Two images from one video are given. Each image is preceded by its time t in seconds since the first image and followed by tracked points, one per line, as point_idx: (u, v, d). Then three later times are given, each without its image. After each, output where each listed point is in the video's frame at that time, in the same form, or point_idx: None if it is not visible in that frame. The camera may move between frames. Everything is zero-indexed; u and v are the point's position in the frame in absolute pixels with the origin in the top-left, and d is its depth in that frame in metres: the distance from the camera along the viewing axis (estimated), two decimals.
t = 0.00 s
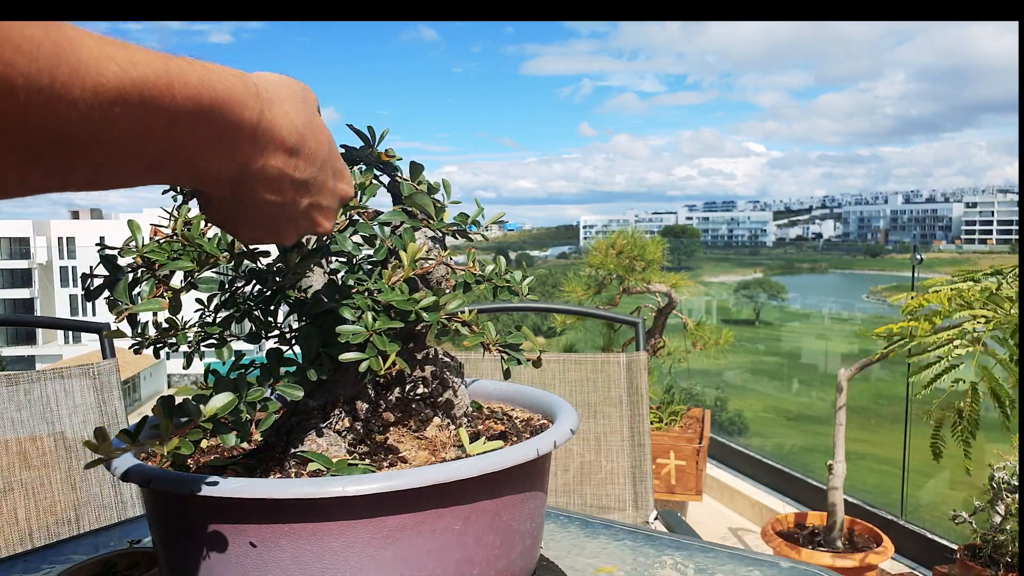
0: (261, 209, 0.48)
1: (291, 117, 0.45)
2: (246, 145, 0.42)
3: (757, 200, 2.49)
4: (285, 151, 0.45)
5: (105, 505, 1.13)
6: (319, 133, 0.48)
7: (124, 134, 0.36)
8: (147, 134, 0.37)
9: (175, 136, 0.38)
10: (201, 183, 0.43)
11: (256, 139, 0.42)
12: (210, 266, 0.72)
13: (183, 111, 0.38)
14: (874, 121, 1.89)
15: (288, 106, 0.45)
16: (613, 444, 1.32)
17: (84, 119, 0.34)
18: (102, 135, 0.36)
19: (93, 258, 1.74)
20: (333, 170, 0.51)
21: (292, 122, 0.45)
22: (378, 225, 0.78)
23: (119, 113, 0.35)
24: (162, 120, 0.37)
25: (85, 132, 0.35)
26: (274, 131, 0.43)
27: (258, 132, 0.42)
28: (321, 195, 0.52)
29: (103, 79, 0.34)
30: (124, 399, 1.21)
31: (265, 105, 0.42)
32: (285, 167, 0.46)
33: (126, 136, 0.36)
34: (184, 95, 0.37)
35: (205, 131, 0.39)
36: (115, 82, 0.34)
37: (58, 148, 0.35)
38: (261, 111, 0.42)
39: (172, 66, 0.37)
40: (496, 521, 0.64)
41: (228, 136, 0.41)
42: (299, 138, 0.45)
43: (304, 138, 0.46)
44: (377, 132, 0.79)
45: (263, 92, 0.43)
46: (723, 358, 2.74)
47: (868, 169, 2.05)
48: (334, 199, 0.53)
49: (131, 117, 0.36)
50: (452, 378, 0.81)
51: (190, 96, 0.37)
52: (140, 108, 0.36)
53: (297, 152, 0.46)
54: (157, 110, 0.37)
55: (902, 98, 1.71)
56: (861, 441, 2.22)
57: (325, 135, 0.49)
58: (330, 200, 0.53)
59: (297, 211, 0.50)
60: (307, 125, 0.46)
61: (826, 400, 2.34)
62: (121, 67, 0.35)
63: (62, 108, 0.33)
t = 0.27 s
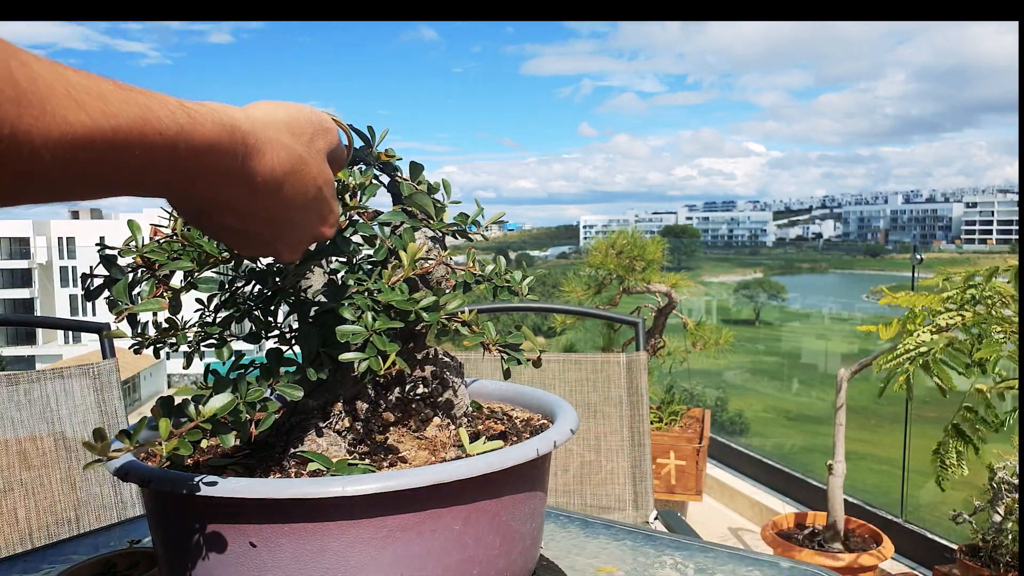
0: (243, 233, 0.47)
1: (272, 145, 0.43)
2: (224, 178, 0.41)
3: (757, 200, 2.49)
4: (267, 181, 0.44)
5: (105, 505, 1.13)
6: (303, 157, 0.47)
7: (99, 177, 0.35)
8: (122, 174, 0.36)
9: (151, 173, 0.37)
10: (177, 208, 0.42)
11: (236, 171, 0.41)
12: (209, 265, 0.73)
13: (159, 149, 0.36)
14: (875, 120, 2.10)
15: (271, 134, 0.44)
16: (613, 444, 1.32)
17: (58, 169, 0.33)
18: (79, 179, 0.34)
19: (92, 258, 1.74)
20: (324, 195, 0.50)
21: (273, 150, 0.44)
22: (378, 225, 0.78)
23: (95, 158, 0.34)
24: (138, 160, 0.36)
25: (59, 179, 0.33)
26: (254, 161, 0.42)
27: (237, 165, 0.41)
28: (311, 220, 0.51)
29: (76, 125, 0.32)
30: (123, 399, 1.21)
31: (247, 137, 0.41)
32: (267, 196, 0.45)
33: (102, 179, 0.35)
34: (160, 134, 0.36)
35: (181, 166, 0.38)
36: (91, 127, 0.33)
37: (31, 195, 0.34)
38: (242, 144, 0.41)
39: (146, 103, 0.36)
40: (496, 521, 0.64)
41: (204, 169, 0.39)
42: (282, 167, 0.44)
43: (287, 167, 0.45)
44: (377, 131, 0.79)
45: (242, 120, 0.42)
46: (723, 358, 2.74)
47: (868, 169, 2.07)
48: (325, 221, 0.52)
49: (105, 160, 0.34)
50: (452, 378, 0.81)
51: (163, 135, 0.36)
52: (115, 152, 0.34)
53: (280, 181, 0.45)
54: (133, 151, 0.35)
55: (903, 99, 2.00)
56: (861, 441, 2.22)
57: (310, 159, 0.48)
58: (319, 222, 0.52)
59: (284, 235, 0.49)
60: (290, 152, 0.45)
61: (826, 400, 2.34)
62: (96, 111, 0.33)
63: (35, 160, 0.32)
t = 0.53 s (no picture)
0: (239, 235, 0.48)
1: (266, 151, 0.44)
2: (217, 182, 0.42)
3: (757, 200, 2.48)
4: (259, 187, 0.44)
5: (105, 505, 1.13)
6: (302, 163, 0.47)
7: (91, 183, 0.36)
8: (114, 181, 0.37)
9: (142, 179, 0.38)
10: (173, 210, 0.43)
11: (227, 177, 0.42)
12: (209, 265, 0.73)
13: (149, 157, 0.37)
14: (875, 120, 2.11)
15: (267, 139, 0.44)
16: (612, 444, 1.32)
17: (56, 177, 0.34)
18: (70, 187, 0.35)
19: (92, 258, 1.74)
20: (325, 203, 0.51)
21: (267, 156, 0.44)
22: (378, 225, 0.78)
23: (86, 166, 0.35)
24: (129, 167, 0.37)
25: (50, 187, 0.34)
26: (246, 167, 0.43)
27: (229, 170, 0.42)
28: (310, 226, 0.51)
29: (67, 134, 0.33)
30: (123, 399, 1.21)
31: (239, 144, 0.42)
32: (264, 202, 0.46)
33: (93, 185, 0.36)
34: (149, 142, 0.37)
35: (173, 172, 0.39)
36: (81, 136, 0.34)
37: (30, 202, 0.35)
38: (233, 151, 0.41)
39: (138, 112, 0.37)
40: (496, 521, 0.64)
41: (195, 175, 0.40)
42: (276, 173, 0.45)
43: (282, 172, 0.45)
44: (377, 131, 0.79)
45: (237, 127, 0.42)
46: (723, 358, 2.74)
47: (868, 169, 2.08)
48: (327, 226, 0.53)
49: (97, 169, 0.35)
50: (452, 378, 0.81)
51: (158, 142, 0.37)
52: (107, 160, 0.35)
53: (274, 186, 0.45)
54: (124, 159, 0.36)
55: (904, 98, 2.00)
56: (861, 441, 2.22)
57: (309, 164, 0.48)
58: (321, 230, 0.53)
59: (282, 239, 0.50)
60: (286, 158, 0.46)
61: (826, 400, 2.34)
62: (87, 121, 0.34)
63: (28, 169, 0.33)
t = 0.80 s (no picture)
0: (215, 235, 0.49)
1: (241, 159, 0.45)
2: (186, 190, 0.42)
3: (757, 200, 2.47)
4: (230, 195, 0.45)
5: (105, 505, 1.13)
6: (278, 171, 0.48)
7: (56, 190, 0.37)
8: (80, 190, 0.38)
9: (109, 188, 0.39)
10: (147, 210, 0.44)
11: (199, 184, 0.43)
12: (210, 265, 0.73)
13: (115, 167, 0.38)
14: (875, 120, 2.11)
15: (243, 147, 0.45)
16: (612, 444, 1.32)
17: (20, 186, 0.35)
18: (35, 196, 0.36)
19: (92, 259, 1.74)
20: (301, 208, 0.52)
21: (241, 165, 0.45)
22: (378, 225, 0.78)
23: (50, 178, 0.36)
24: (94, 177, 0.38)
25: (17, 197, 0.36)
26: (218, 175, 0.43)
27: (199, 179, 0.43)
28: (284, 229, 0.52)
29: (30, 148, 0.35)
30: (123, 399, 1.21)
31: (210, 153, 0.42)
32: (237, 207, 0.47)
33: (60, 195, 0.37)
34: (115, 152, 0.38)
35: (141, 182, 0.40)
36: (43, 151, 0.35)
37: None
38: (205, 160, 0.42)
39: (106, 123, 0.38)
40: (496, 521, 0.64)
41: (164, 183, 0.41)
42: (250, 180, 0.46)
43: (256, 180, 0.46)
44: (377, 131, 0.79)
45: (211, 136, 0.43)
46: (723, 357, 2.75)
47: (868, 169, 2.08)
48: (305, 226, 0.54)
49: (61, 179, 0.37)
50: (452, 378, 0.81)
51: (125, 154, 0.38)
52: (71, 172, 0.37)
53: (246, 194, 0.46)
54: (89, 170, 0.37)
55: (904, 98, 2.00)
56: (861, 441, 2.22)
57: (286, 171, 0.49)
58: (298, 231, 0.54)
59: (257, 239, 0.51)
60: (261, 166, 0.46)
61: (826, 400, 2.34)
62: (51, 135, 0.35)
63: None
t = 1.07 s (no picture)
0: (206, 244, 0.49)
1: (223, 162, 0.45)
2: (177, 197, 0.43)
3: (757, 200, 2.47)
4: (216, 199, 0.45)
5: (105, 505, 1.13)
6: (267, 176, 0.48)
7: (42, 197, 0.37)
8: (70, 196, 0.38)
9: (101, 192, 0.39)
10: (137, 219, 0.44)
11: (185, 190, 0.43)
12: (210, 265, 0.73)
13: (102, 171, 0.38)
14: (875, 120, 2.11)
15: (232, 152, 0.45)
16: (613, 444, 1.32)
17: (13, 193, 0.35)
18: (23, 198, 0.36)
19: (93, 259, 1.74)
20: (290, 214, 0.52)
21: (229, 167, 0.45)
22: (378, 225, 0.78)
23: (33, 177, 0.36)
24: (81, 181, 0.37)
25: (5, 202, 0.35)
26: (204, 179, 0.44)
27: (191, 185, 0.43)
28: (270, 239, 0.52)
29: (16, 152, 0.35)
30: (124, 399, 1.21)
31: (201, 159, 0.43)
32: (228, 214, 0.47)
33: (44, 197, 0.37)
34: (107, 159, 0.38)
35: (130, 187, 0.40)
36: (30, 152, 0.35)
37: None
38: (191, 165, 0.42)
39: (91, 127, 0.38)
40: (496, 521, 0.64)
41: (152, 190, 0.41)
42: (241, 186, 0.46)
43: (246, 185, 0.46)
44: (377, 131, 0.79)
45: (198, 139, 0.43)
46: (723, 357, 2.74)
47: (868, 169, 2.09)
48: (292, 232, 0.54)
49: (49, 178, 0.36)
50: (452, 378, 0.80)
51: (117, 160, 0.38)
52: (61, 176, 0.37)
53: (236, 199, 0.46)
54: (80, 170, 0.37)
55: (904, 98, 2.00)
56: (861, 441, 2.22)
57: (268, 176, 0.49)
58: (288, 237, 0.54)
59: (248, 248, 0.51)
60: (251, 171, 0.46)
61: (826, 400, 2.35)
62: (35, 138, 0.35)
63: None
